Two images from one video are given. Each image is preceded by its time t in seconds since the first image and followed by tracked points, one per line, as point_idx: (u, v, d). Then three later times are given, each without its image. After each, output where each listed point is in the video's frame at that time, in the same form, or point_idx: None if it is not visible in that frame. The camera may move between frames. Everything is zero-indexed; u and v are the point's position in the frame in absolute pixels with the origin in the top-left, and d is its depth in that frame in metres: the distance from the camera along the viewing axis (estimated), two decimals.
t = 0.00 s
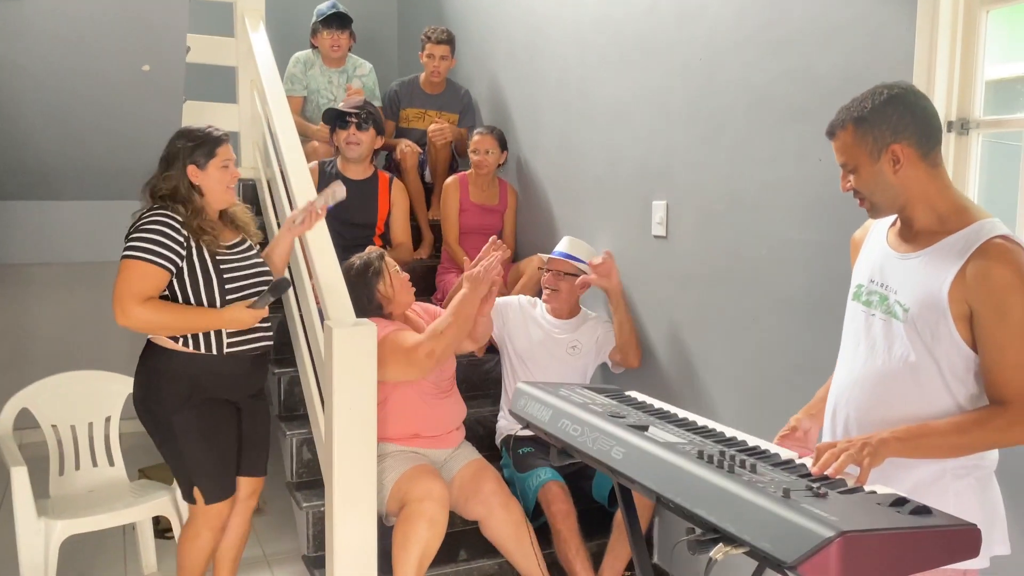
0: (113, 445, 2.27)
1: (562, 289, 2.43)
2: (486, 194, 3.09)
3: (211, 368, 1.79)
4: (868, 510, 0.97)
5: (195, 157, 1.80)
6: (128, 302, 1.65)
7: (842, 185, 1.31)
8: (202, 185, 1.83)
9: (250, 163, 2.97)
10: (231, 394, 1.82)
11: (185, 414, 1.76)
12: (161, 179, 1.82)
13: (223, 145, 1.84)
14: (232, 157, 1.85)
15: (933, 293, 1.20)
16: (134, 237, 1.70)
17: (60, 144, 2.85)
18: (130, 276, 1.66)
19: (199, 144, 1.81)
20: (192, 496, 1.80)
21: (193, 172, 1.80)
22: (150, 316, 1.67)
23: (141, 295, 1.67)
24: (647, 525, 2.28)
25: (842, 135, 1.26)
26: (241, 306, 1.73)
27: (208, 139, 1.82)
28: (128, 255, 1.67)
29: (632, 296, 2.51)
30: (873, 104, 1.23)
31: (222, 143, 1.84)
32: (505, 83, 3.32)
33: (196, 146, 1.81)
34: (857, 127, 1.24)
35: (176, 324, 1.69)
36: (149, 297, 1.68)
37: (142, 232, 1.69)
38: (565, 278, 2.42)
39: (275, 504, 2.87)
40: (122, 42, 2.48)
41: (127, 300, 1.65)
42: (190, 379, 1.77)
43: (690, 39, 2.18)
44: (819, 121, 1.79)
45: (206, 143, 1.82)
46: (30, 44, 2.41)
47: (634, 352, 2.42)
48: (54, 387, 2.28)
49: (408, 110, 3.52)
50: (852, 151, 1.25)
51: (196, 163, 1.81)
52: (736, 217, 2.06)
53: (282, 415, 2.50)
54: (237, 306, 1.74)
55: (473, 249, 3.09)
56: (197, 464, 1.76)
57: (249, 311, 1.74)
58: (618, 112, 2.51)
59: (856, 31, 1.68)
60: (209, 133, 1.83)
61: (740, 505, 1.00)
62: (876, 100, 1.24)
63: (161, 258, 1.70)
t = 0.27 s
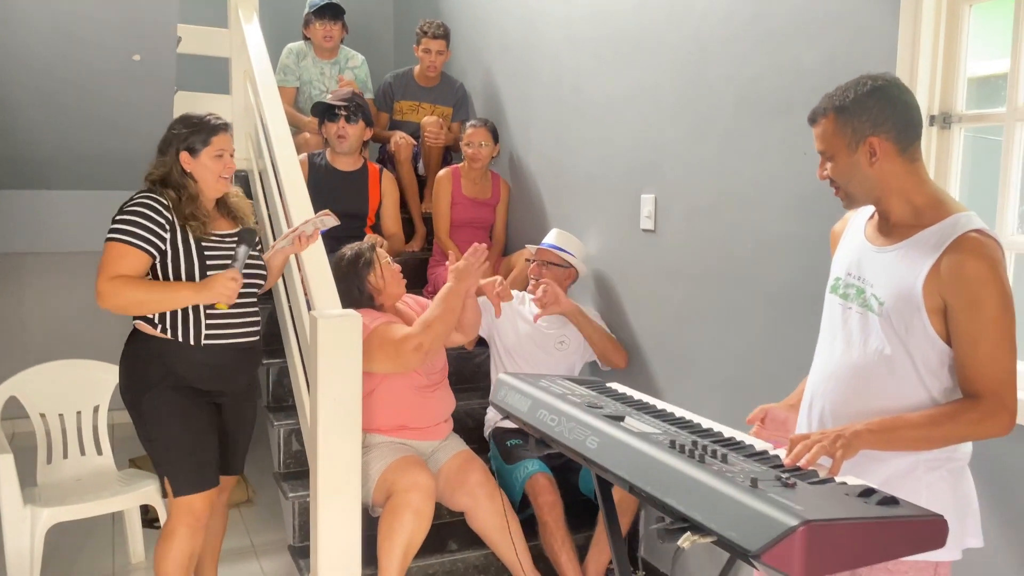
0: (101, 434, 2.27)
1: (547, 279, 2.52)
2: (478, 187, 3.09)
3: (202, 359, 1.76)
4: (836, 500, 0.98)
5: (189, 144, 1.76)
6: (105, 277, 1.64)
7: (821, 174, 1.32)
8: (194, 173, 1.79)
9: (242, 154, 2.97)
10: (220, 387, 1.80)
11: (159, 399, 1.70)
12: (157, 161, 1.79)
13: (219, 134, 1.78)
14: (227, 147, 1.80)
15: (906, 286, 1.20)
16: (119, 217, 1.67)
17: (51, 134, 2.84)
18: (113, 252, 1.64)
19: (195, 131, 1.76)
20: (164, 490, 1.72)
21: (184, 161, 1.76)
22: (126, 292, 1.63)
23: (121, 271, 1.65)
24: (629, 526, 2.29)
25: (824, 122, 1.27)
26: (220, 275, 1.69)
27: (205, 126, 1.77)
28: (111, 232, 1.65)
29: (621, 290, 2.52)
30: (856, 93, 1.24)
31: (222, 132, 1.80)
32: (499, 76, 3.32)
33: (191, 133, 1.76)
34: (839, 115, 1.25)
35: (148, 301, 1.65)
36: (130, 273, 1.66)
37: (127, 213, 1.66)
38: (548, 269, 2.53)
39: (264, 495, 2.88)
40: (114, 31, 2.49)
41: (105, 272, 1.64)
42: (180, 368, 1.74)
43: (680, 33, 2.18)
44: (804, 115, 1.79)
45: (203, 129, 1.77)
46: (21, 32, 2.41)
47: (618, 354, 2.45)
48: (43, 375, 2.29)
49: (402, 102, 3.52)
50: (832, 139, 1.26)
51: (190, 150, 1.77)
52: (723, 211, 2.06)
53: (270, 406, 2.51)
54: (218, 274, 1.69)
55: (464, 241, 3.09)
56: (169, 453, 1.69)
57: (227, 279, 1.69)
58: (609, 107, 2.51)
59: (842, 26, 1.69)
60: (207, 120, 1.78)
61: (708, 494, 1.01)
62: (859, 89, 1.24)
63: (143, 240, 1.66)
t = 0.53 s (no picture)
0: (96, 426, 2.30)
1: (540, 276, 2.47)
2: (474, 184, 3.11)
3: (196, 375, 1.76)
4: (811, 495, 1.00)
5: (187, 146, 1.78)
6: (72, 289, 1.61)
7: (805, 169, 1.33)
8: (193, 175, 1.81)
9: (239, 149, 2.99)
10: (213, 401, 1.80)
11: (151, 419, 1.70)
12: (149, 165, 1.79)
13: (214, 135, 1.81)
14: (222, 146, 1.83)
15: (886, 286, 1.22)
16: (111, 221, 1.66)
17: (48, 128, 2.86)
18: (89, 263, 1.62)
19: (190, 133, 1.78)
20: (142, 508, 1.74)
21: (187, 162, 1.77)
22: (88, 311, 1.61)
23: (92, 289, 1.63)
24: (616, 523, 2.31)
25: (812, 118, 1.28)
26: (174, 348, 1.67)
27: (200, 128, 1.80)
28: (101, 239, 1.64)
29: (612, 287, 2.54)
30: (844, 91, 1.25)
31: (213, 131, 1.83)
32: (494, 73, 3.34)
33: (188, 135, 1.78)
34: (827, 112, 1.26)
35: (100, 331, 1.62)
36: (100, 288, 1.64)
37: (118, 215, 1.65)
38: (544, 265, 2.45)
39: (258, 487, 2.90)
40: (111, 26, 2.50)
41: (78, 282, 1.62)
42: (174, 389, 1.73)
43: (673, 32, 2.20)
44: (793, 114, 1.81)
45: (198, 132, 1.79)
46: (19, 26, 2.43)
47: (608, 347, 2.50)
48: (40, 367, 2.32)
49: (398, 97, 3.54)
50: (818, 135, 1.27)
51: (188, 152, 1.78)
52: (713, 209, 2.08)
53: (263, 400, 2.53)
54: (171, 349, 1.67)
55: (458, 238, 3.10)
56: (154, 475, 1.70)
57: (180, 359, 1.68)
58: (602, 105, 2.54)
59: (829, 27, 1.70)
60: (199, 122, 1.81)
61: (686, 488, 1.03)
62: (847, 87, 1.26)
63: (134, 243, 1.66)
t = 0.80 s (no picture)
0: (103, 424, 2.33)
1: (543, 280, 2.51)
2: (476, 187, 3.14)
3: (183, 387, 1.64)
4: (804, 499, 1.03)
5: (190, 146, 1.66)
6: (127, 308, 1.48)
7: (804, 180, 1.36)
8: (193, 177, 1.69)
9: (243, 151, 3.03)
10: (204, 414, 1.67)
11: (140, 435, 1.58)
12: (145, 168, 1.64)
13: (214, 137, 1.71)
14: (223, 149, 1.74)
15: (880, 296, 1.25)
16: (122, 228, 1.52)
17: (55, 129, 2.88)
18: (122, 271, 1.49)
19: (194, 132, 1.66)
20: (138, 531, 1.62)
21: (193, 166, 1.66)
22: (159, 312, 1.49)
23: (146, 290, 1.50)
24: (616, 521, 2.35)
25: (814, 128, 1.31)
26: (263, 262, 1.58)
27: (201, 128, 1.68)
28: (117, 245, 1.50)
29: (613, 290, 2.58)
30: (847, 103, 1.28)
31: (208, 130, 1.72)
32: (496, 76, 3.37)
33: (191, 135, 1.66)
34: (830, 123, 1.29)
35: (197, 313, 1.53)
36: (155, 289, 1.53)
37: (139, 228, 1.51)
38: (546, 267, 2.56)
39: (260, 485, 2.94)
40: (118, 29, 2.53)
41: (130, 294, 1.48)
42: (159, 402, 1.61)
43: (673, 40, 2.23)
44: (791, 124, 1.84)
45: (200, 131, 1.67)
46: (27, 28, 2.45)
47: (612, 352, 2.50)
48: (47, 367, 2.36)
49: (400, 99, 3.57)
50: (821, 145, 1.30)
51: (192, 153, 1.66)
52: (712, 215, 2.12)
53: (267, 399, 2.57)
54: (262, 264, 1.58)
55: (461, 240, 3.15)
56: (147, 496, 1.58)
57: (272, 267, 1.58)
58: (603, 110, 2.57)
59: (827, 39, 1.74)
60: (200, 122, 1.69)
61: (684, 492, 1.06)
62: (850, 100, 1.29)
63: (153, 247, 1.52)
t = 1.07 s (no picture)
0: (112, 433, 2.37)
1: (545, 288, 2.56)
2: (478, 197, 3.19)
3: (203, 414, 1.58)
4: (804, 509, 1.07)
5: (199, 164, 1.59)
6: (206, 331, 1.48)
7: (807, 199, 1.40)
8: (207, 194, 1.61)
9: (248, 162, 3.08)
10: (222, 440, 1.61)
11: (154, 457, 1.54)
12: (159, 189, 1.60)
13: (227, 151, 1.63)
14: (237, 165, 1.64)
15: (879, 310, 1.29)
16: (158, 260, 1.49)
17: (62, 141, 2.92)
18: (187, 300, 1.47)
19: (204, 148, 1.59)
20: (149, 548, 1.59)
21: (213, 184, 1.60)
22: (237, 322, 1.50)
23: (220, 305, 1.50)
24: (619, 526, 2.39)
25: (819, 150, 1.35)
26: (291, 249, 1.61)
27: (213, 144, 1.61)
28: (167, 281, 1.47)
29: (614, 299, 2.62)
30: (851, 124, 1.33)
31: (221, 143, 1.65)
32: (497, 87, 3.41)
33: (201, 151, 1.59)
34: (835, 145, 1.33)
35: (268, 312, 1.56)
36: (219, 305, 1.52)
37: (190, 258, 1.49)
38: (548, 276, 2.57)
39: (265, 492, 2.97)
40: (126, 44, 2.56)
41: (208, 315, 1.48)
42: (177, 428, 1.56)
43: (673, 56, 2.28)
44: (789, 140, 1.89)
45: (211, 147, 1.60)
46: (36, 43, 2.48)
47: (610, 364, 2.57)
48: (56, 377, 2.39)
49: (402, 109, 3.62)
50: (827, 166, 1.34)
51: (200, 171, 1.59)
52: (712, 227, 2.16)
53: (274, 407, 2.60)
54: (290, 252, 1.61)
55: (465, 249, 3.22)
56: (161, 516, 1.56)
57: (303, 250, 1.61)
58: (603, 123, 2.62)
59: (823, 57, 1.78)
60: (211, 137, 1.61)
61: (690, 503, 1.10)
62: (853, 121, 1.33)
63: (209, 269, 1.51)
